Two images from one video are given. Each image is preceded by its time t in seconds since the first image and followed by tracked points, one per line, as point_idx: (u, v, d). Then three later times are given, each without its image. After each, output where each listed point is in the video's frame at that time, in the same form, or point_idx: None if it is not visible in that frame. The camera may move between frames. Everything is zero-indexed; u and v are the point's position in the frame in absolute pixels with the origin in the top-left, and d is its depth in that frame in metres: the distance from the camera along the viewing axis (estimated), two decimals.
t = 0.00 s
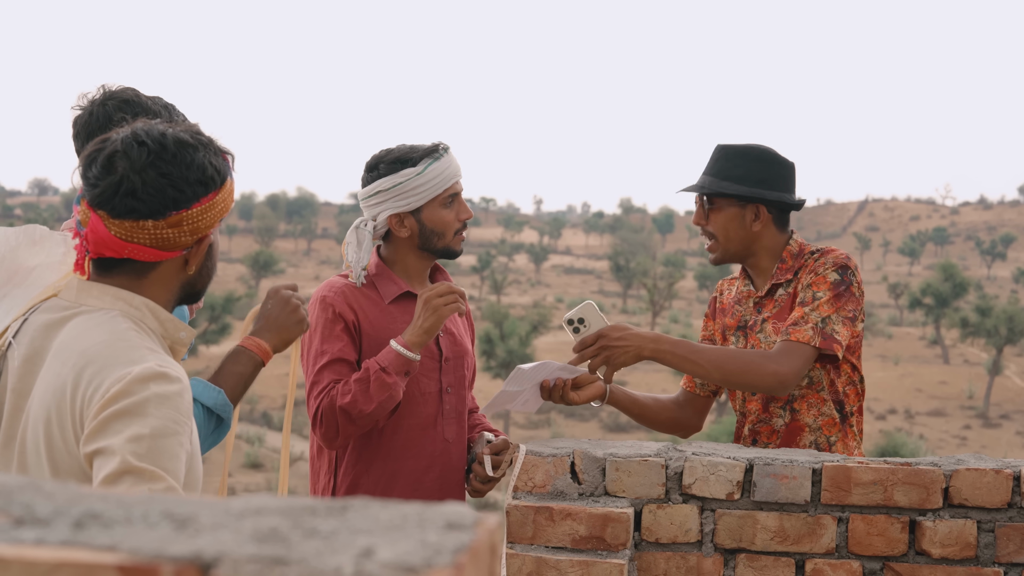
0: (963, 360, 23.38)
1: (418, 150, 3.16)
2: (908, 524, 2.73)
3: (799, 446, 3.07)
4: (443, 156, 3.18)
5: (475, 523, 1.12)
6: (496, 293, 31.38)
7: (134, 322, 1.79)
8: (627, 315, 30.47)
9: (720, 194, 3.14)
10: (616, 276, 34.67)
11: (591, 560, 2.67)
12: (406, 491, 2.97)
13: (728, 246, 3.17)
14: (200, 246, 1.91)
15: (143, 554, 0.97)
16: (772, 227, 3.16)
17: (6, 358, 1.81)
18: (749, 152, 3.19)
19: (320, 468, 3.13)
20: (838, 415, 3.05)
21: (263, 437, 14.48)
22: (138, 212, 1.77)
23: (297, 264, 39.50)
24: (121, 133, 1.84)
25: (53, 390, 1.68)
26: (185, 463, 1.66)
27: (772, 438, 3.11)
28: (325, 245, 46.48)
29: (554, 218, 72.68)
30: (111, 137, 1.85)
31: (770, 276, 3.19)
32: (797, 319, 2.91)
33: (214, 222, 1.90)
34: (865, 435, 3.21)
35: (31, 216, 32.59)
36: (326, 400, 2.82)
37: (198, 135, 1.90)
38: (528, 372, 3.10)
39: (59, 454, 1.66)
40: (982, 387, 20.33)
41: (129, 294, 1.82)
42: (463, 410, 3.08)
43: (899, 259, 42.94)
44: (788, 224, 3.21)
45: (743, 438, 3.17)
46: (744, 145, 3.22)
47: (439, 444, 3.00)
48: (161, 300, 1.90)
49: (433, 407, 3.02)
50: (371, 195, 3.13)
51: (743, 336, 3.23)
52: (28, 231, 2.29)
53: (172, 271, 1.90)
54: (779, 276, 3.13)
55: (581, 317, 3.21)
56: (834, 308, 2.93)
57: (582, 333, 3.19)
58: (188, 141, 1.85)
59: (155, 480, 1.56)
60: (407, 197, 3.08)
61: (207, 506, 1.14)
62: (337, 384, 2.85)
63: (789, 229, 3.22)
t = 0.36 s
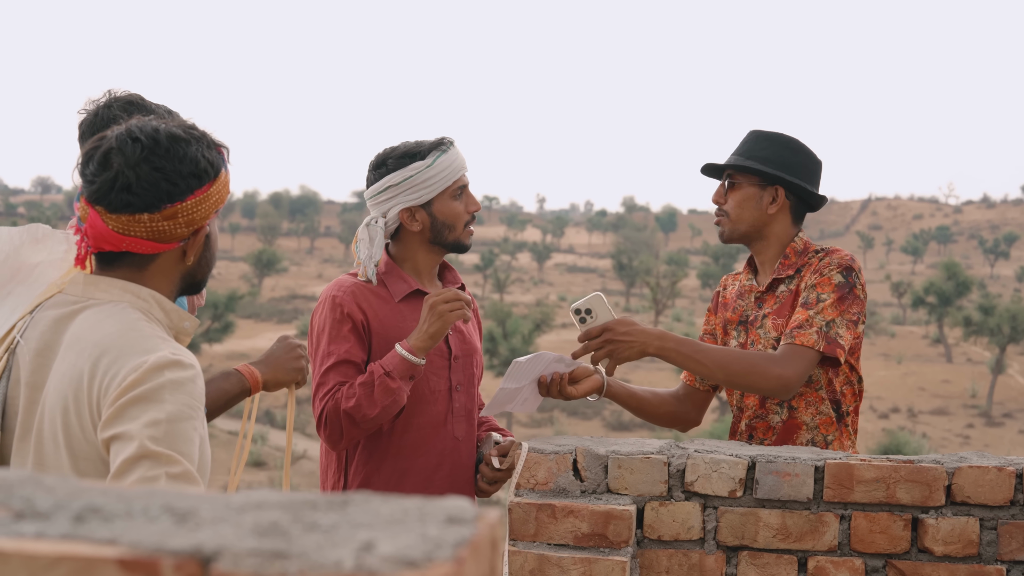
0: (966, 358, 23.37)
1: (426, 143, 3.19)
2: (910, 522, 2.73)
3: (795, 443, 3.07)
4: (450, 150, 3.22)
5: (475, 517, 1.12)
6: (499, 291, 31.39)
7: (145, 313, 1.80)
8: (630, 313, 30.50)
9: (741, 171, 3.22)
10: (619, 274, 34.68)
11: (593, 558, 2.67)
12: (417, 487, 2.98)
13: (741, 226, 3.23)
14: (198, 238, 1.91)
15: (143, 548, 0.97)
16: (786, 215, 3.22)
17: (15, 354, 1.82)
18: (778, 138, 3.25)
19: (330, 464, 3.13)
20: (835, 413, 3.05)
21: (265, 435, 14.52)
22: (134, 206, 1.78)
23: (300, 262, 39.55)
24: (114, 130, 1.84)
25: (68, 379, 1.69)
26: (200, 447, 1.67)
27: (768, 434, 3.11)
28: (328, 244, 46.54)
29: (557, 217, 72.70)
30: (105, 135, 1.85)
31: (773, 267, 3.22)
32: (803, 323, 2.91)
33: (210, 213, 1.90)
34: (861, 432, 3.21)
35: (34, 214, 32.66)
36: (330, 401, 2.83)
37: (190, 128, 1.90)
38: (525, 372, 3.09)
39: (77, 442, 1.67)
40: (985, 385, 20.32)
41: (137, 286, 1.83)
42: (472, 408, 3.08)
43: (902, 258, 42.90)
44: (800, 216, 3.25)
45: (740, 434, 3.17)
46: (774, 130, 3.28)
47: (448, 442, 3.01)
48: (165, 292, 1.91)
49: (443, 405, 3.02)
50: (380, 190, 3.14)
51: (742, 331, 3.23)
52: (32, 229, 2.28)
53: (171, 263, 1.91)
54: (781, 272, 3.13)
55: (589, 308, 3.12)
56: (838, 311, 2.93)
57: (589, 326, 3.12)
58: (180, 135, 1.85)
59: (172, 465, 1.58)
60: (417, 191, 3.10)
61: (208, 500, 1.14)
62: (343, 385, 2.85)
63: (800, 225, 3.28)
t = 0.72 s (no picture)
0: (967, 354, 23.35)
1: (428, 138, 3.19)
2: (910, 516, 2.73)
3: (798, 435, 3.07)
4: (453, 143, 3.21)
5: (471, 509, 1.12)
6: (500, 287, 31.39)
7: (145, 305, 1.81)
8: (631, 309, 30.53)
9: (734, 186, 3.18)
10: (621, 270, 34.69)
11: (592, 553, 2.67)
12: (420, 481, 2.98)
13: (740, 238, 3.20)
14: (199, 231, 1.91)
15: (137, 540, 0.97)
16: (787, 217, 3.20)
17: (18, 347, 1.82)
18: (760, 144, 3.22)
19: (333, 457, 3.14)
20: (838, 406, 3.05)
21: (266, 431, 14.56)
22: (136, 200, 1.77)
23: (301, 258, 39.60)
24: (117, 126, 1.84)
25: (69, 369, 1.69)
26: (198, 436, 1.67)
27: (772, 427, 3.10)
28: (329, 239, 46.58)
29: (558, 213, 72.71)
30: (109, 131, 1.85)
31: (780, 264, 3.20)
32: (798, 308, 2.91)
33: (210, 208, 1.89)
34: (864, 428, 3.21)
35: (35, 210, 32.72)
36: (328, 396, 2.83)
37: (192, 124, 1.90)
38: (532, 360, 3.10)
39: (77, 432, 1.67)
40: (986, 381, 20.32)
41: (138, 280, 1.83)
42: (475, 403, 3.08)
43: (903, 253, 42.88)
44: (800, 214, 3.25)
45: (743, 427, 3.17)
46: (754, 136, 3.26)
47: (450, 436, 3.01)
48: (166, 285, 1.91)
49: (446, 399, 3.02)
50: (384, 184, 3.14)
51: (748, 325, 3.23)
52: (37, 225, 2.28)
53: (172, 257, 1.90)
54: (788, 266, 3.13)
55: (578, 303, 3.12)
56: (837, 298, 2.92)
57: (579, 320, 3.11)
58: (182, 130, 1.85)
59: (170, 453, 1.58)
60: (421, 183, 3.11)
61: (204, 492, 1.14)
62: (342, 380, 2.85)
63: (801, 218, 3.26)
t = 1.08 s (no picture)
0: (967, 351, 23.38)
1: (428, 133, 3.18)
2: (910, 512, 2.73)
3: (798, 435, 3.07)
4: (452, 139, 3.20)
5: (474, 504, 1.12)
6: (500, 284, 31.40)
7: (141, 300, 1.80)
8: (632, 305, 30.57)
9: (743, 162, 3.23)
10: (621, 267, 34.72)
11: (592, 549, 2.67)
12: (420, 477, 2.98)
13: (744, 216, 3.24)
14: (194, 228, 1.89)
15: (140, 534, 0.97)
16: (790, 205, 3.22)
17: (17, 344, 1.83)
18: (780, 129, 3.26)
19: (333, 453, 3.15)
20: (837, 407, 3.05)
21: (267, 428, 14.59)
22: (132, 190, 1.77)
23: (301, 254, 39.62)
24: (123, 119, 1.84)
25: (66, 364, 1.69)
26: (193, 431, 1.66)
27: (770, 425, 3.10)
28: (329, 236, 46.59)
29: (558, 210, 72.74)
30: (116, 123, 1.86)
31: (779, 257, 3.20)
32: (842, 329, 2.83)
33: (209, 204, 1.88)
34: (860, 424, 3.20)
35: (36, 206, 32.73)
36: (327, 394, 2.84)
37: (198, 122, 1.90)
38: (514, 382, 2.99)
39: (73, 426, 1.67)
40: (986, 378, 20.34)
41: (135, 275, 1.82)
42: (476, 398, 3.08)
43: (903, 250, 42.93)
44: (805, 208, 3.25)
45: (742, 424, 3.17)
46: (777, 121, 3.29)
47: (450, 432, 3.01)
48: (163, 281, 1.90)
49: (446, 395, 3.02)
50: (383, 179, 3.14)
51: (748, 322, 3.22)
52: (37, 222, 2.28)
53: (170, 253, 1.89)
54: (787, 263, 3.12)
55: (659, 314, 2.96)
56: (866, 310, 2.89)
57: (656, 333, 2.97)
58: (186, 126, 1.85)
59: (165, 447, 1.57)
60: (421, 179, 3.10)
61: (205, 487, 1.14)
62: (340, 378, 2.85)
63: (806, 213, 3.27)
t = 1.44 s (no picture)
0: (967, 349, 23.38)
1: (430, 131, 3.18)
2: (910, 510, 2.73)
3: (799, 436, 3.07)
4: (454, 137, 3.20)
5: (472, 503, 1.12)
6: (501, 281, 31.41)
7: (125, 297, 1.80)
8: (632, 303, 30.59)
9: (743, 163, 3.24)
10: (621, 264, 34.73)
11: (592, 546, 2.67)
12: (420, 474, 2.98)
13: (744, 216, 3.25)
14: (160, 221, 1.83)
15: (137, 533, 0.97)
16: (790, 204, 3.22)
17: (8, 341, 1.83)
18: (777, 128, 3.26)
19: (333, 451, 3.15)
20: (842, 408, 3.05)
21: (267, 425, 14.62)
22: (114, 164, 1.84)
23: (302, 252, 39.67)
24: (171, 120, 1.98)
25: (46, 361, 1.69)
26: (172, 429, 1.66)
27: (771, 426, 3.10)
28: (330, 233, 46.63)
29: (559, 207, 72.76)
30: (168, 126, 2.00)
31: (783, 259, 3.19)
32: (879, 337, 2.83)
33: (176, 203, 1.82)
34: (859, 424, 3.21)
35: (37, 204, 32.80)
36: (323, 393, 2.84)
37: (218, 136, 1.92)
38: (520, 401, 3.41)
39: (53, 424, 1.67)
40: (986, 375, 20.35)
41: (122, 272, 1.82)
42: (476, 395, 3.07)
43: (904, 247, 42.92)
44: (806, 206, 3.26)
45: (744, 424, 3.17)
46: (774, 120, 3.29)
47: (450, 428, 3.01)
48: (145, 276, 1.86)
49: (447, 392, 3.02)
50: (384, 176, 3.14)
51: (751, 321, 3.20)
52: (33, 220, 2.27)
53: (138, 252, 1.85)
54: (793, 264, 3.10)
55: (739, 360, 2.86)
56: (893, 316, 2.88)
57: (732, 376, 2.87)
58: (196, 130, 1.89)
59: (143, 445, 1.57)
60: (421, 176, 3.10)
61: (204, 486, 1.14)
62: (338, 376, 2.85)
63: (807, 212, 3.27)
